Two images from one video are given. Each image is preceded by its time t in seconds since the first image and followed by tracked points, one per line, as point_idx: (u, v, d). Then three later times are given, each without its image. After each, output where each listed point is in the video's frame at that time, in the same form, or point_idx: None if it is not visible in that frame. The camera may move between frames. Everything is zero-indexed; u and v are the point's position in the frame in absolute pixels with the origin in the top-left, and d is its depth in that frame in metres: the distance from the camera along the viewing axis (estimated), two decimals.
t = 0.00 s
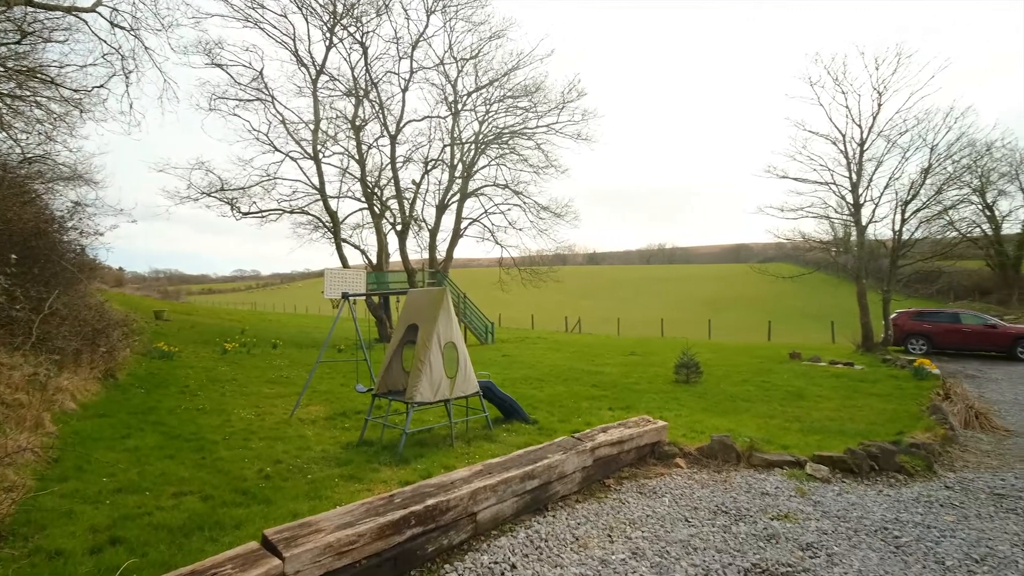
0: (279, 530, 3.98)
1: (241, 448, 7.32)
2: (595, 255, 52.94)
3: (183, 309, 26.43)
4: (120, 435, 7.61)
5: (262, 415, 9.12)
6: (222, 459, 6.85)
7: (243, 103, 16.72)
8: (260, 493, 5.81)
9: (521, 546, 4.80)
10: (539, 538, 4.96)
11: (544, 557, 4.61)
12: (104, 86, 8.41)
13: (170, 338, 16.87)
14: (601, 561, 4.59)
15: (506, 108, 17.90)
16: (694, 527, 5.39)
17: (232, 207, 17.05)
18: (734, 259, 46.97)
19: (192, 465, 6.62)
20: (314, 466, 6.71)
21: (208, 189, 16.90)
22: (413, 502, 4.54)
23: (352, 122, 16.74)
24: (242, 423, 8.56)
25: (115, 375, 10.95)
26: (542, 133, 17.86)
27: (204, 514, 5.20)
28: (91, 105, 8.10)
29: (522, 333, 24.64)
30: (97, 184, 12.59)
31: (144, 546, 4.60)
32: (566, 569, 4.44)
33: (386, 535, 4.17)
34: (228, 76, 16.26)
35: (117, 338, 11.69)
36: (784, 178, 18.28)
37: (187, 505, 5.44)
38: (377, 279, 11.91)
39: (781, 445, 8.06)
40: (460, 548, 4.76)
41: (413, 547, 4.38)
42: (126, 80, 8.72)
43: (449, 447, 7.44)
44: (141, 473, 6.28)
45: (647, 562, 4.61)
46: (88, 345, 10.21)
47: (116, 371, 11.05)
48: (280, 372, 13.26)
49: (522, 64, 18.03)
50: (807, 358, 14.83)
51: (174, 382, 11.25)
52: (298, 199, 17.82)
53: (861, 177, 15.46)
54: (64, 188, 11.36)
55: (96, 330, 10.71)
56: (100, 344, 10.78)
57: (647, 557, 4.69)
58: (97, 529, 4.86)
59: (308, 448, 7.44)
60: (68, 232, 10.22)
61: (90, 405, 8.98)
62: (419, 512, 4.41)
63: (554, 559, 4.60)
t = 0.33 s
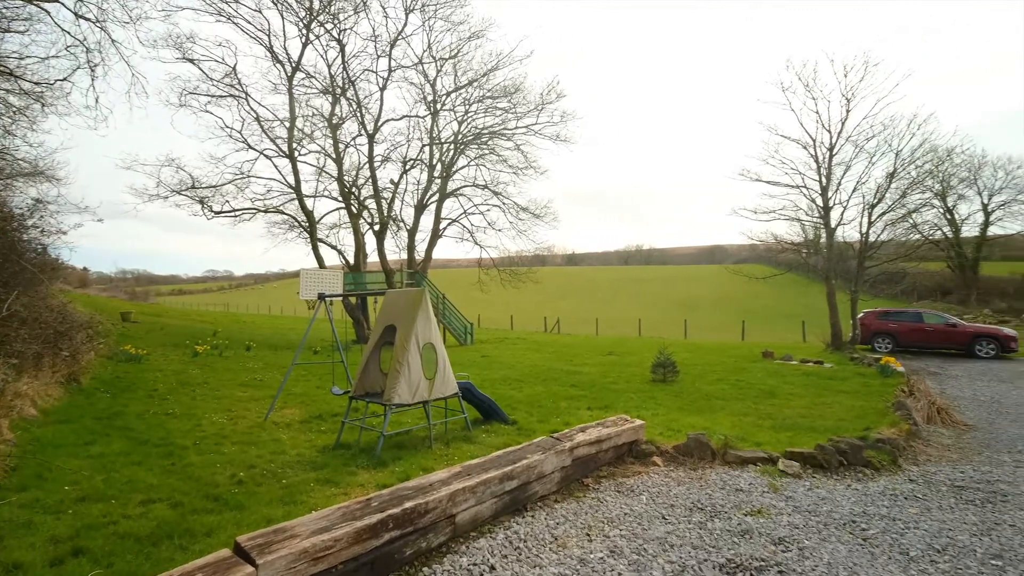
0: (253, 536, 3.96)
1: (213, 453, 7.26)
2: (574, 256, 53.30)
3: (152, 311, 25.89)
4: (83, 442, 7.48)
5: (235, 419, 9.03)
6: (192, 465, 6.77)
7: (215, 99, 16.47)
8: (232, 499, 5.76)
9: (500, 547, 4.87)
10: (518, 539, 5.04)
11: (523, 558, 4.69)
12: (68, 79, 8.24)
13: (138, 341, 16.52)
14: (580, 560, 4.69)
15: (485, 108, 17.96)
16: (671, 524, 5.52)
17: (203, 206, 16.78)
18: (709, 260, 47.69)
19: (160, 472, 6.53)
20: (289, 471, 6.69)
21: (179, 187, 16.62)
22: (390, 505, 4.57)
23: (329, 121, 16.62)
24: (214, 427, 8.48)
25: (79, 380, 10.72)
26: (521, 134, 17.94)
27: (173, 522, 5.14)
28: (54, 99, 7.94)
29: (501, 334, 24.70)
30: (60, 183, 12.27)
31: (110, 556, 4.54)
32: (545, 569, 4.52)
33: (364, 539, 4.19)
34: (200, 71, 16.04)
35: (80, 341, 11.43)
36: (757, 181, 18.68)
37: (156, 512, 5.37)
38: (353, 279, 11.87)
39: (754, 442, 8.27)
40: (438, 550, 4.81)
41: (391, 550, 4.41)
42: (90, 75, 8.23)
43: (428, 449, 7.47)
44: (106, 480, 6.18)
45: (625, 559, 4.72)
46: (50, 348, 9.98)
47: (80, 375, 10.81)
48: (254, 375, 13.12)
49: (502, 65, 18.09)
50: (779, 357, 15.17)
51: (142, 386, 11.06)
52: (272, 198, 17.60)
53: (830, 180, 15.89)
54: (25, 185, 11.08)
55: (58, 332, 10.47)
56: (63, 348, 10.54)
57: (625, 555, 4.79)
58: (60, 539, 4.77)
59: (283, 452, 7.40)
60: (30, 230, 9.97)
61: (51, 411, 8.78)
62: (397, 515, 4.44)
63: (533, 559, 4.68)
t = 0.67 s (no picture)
0: (221, 544, 3.93)
1: (179, 459, 7.15)
2: (549, 257, 53.56)
3: (114, 312, 25.19)
4: (40, 450, 7.28)
5: (203, 424, 8.91)
6: (157, 472, 6.66)
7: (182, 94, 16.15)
8: (200, 506, 5.69)
9: (476, 549, 4.94)
10: (494, 540, 5.11)
11: (499, 559, 4.77)
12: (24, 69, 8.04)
13: (99, 344, 16.07)
14: (556, 559, 4.79)
15: (462, 108, 17.99)
16: (645, 521, 5.66)
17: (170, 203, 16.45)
18: (682, 261, 48.48)
19: (122, 479, 6.40)
20: (259, 476, 6.64)
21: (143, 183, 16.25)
22: (365, 509, 4.59)
23: (302, 117, 16.44)
24: (180, 432, 8.35)
25: (34, 384, 10.41)
26: (497, 134, 18.02)
27: (136, 531, 5.05)
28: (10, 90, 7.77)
29: (477, 334, 24.74)
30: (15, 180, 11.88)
31: (69, 568, 4.43)
32: (521, 569, 4.60)
33: (337, 544, 4.19)
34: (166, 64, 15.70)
35: (37, 344, 11.10)
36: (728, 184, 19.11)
37: (118, 522, 5.27)
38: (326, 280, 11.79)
39: (726, 439, 8.48)
40: (414, 553, 4.85)
41: (366, 555, 4.42)
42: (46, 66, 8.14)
43: (403, 451, 7.49)
44: (65, 489, 6.03)
45: (600, 558, 4.83)
46: (3, 352, 9.67)
47: (35, 380, 10.50)
48: (222, 378, 12.91)
49: (478, 65, 18.13)
50: (748, 356, 15.52)
51: (102, 391, 10.80)
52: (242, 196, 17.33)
53: (797, 184, 16.33)
54: None
55: (12, 335, 10.15)
56: (17, 351, 10.22)
57: (600, 553, 4.91)
58: (15, 552, 4.64)
59: (253, 457, 7.33)
60: None
61: (5, 419, 8.52)
62: (372, 519, 4.46)
63: (510, 560, 4.76)
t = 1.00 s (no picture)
0: (186, 553, 3.88)
1: (140, 467, 7.00)
2: (523, 257, 53.78)
3: (71, 314, 24.38)
4: None
5: (166, 430, 8.74)
6: (116, 480, 6.50)
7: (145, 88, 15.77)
8: (162, 514, 5.56)
9: (451, 551, 4.99)
10: (469, 542, 5.17)
11: (473, 561, 4.83)
12: None
13: (54, 348, 15.55)
14: (530, 559, 4.87)
15: (436, 108, 17.97)
16: (619, 519, 5.79)
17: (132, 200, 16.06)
18: (654, 262, 49.16)
19: (79, 489, 6.22)
20: (226, 483, 6.55)
21: (103, 179, 15.83)
22: (336, 515, 4.59)
23: (272, 114, 16.22)
24: (141, 439, 8.17)
25: None
26: (472, 134, 18.06)
27: (93, 542, 4.91)
28: None
29: (451, 335, 24.74)
30: None
31: None
32: (495, 570, 4.68)
33: (308, 550, 4.18)
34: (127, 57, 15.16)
35: None
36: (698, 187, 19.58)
37: (75, 533, 5.11)
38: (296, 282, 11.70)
39: (696, 437, 8.69)
40: (387, 558, 4.86)
41: (337, 560, 4.42)
42: None
43: (376, 455, 7.48)
44: (17, 500, 5.83)
45: (574, 557, 4.93)
46: None
47: None
48: (187, 382, 12.66)
49: (453, 65, 18.04)
50: (717, 355, 15.85)
51: (58, 397, 10.48)
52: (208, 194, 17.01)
53: (764, 187, 16.77)
54: None
55: None
56: None
57: (575, 552, 5.00)
58: None
59: (219, 463, 7.23)
60: None
61: None
62: (343, 524, 4.46)
63: (485, 561, 4.83)
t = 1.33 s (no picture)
0: (149, 565, 3.81)
1: (98, 476, 6.79)
2: (497, 258, 53.88)
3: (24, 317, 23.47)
4: None
5: (126, 437, 8.53)
6: (72, 490, 6.28)
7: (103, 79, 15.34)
8: (121, 525, 5.39)
9: (425, 554, 5.02)
10: (443, 545, 5.22)
11: (448, 563, 4.88)
12: None
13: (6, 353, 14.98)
14: (505, 559, 4.94)
15: (410, 107, 17.91)
16: (592, 517, 5.91)
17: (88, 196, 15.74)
18: (627, 263, 49.76)
19: (31, 500, 5.97)
20: (190, 490, 6.41)
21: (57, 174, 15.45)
22: (307, 520, 4.56)
23: (239, 110, 15.93)
24: (99, 447, 7.94)
25: None
26: (446, 134, 18.03)
27: (46, 555, 4.72)
28: None
29: (424, 336, 24.68)
30: None
31: None
32: (470, 572, 4.74)
33: (277, 557, 4.14)
34: (85, 47, 14.73)
35: None
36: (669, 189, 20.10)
37: (26, 547, 4.90)
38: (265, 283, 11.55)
39: (667, 434, 8.88)
40: (359, 562, 4.85)
41: (308, 567, 4.39)
42: None
43: (348, 458, 7.44)
44: None
45: (548, 556, 5.02)
46: None
47: None
48: (148, 387, 12.36)
49: (427, 63, 17.99)
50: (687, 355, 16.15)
51: (8, 404, 10.10)
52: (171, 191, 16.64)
53: (732, 190, 17.18)
54: None
55: None
56: None
57: (548, 552, 5.10)
58: None
59: (183, 470, 7.08)
60: None
61: None
62: (314, 529, 4.44)
63: (459, 563, 4.88)
